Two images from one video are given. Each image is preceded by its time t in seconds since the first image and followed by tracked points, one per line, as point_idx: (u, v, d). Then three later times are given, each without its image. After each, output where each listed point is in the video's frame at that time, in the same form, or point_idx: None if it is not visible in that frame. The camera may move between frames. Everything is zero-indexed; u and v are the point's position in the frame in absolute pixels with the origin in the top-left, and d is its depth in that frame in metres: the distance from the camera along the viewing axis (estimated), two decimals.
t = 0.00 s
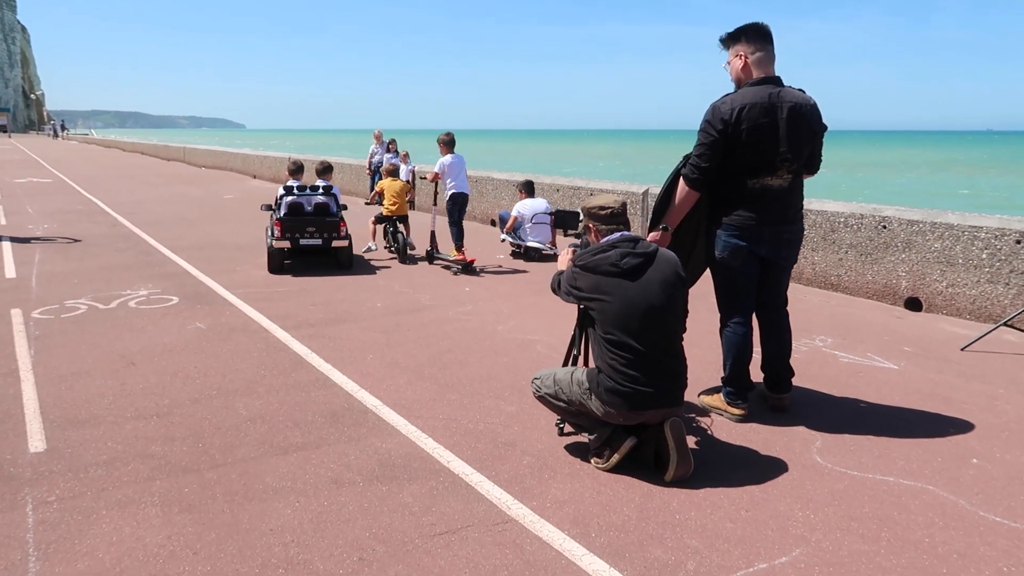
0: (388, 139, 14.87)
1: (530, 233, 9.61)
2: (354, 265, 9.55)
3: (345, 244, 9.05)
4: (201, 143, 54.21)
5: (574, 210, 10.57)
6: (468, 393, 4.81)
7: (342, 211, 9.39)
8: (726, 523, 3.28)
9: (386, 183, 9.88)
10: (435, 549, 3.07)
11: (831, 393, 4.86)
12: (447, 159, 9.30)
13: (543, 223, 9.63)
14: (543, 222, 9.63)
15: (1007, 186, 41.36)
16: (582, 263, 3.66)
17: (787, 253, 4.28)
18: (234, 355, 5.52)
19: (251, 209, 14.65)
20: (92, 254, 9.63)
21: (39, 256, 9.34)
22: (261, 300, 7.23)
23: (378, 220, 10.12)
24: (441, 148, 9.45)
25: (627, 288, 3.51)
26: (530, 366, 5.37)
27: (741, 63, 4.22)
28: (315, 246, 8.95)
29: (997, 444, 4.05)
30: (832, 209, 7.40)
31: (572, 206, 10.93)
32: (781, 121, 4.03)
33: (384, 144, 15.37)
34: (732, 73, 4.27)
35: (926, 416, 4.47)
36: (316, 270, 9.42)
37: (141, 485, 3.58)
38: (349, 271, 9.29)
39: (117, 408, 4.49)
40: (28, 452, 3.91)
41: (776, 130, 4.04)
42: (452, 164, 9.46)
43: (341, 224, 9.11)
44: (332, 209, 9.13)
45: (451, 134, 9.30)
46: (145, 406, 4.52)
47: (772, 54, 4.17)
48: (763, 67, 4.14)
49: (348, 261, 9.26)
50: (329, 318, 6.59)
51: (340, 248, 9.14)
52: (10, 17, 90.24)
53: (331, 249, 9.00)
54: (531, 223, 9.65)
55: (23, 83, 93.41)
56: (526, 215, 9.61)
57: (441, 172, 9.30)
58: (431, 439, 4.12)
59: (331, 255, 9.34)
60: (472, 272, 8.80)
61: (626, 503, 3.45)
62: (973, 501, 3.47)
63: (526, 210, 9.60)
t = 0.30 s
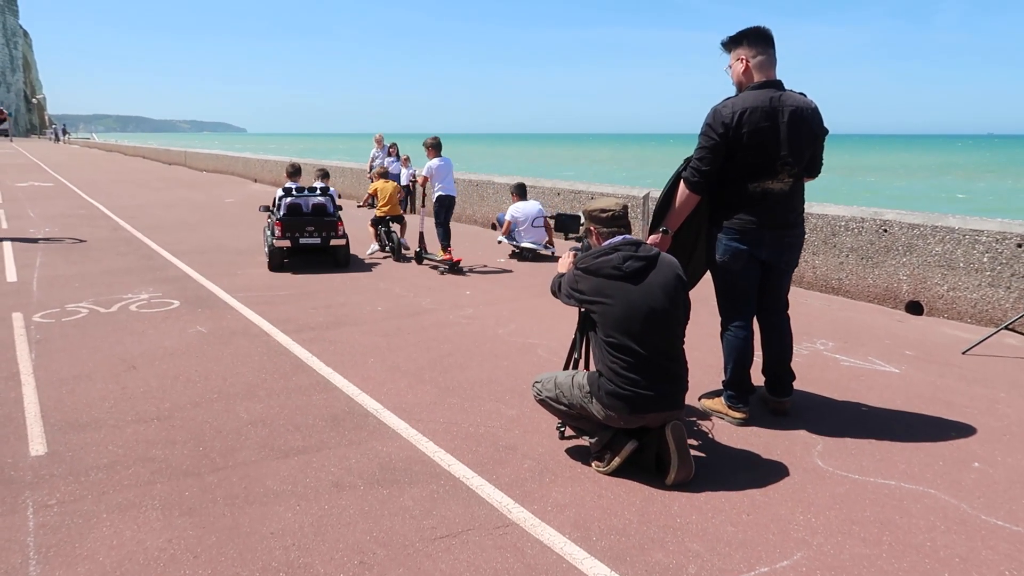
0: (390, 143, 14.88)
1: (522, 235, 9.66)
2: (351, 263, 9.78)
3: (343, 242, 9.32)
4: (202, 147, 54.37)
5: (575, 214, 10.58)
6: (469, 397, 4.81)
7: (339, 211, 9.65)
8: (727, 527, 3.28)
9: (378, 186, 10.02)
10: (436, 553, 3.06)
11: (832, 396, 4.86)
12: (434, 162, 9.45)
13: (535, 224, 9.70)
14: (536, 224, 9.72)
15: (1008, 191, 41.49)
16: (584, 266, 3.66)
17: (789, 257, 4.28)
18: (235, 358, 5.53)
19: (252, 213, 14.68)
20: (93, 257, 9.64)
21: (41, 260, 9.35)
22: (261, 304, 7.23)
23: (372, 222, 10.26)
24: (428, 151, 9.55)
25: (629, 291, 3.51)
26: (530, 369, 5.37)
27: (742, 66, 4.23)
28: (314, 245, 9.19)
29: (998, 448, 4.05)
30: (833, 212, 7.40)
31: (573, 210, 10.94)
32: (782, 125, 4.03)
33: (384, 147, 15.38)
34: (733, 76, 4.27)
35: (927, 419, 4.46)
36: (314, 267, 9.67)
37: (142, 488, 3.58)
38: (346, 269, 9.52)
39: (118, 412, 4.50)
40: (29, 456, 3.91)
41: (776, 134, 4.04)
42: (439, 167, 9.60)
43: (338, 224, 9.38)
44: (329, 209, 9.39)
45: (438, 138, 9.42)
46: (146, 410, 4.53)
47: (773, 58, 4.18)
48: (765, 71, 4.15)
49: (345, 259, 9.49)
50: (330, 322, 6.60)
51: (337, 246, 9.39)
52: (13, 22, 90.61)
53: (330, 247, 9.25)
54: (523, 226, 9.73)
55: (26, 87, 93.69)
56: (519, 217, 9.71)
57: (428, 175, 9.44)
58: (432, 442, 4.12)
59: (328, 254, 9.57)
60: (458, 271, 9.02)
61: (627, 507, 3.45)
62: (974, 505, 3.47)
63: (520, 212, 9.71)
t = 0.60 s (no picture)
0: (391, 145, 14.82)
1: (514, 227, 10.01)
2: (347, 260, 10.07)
3: (340, 240, 9.65)
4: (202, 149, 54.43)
5: (575, 216, 10.59)
6: (469, 399, 4.82)
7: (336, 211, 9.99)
8: (727, 529, 3.28)
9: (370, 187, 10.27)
10: (436, 555, 3.06)
11: (833, 399, 4.86)
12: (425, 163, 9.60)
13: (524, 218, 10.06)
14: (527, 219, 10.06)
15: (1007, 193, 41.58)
16: (586, 269, 3.66)
17: (789, 260, 4.29)
18: (235, 360, 5.53)
19: (252, 215, 14.69)
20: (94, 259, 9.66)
21: (41, 262, 9.36)
22: (262, 306, 7.24)
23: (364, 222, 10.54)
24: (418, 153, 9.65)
25: (631, 294, 3.51)
26: (531, 372, 5.37)
27: (742, 69, 4.24)
28: (312, 242, 9.51)
29: (998, 451, 4.05)
30: (833, 215, 7.41)
31: (573, 212, 10.94)
32: (782, 128, 4.04)
33: (384, 150, 15.40)
34: (734, 79, 4.28)
35: (927, 422, 4.46)
36: (312, 264, 9.98)
37: (143, 490, 3.59)
38: (342, 266, 9.81)
39: (118, 414, 4.50)
40: (30, 457, 3.92)
41: (776, 137, 4.05)
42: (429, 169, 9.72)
43: (334, 224, 9.74)
44: (327, 208, 9.74)
45: (427, 140, 9.51)
46: (146, 412, 4.53)
47: (773, 61, 4.19)
48: (765, 75, 4.15)
49: (341, 256, 9.80)
50: (330, 324, 6.60)
51: (334, 244, 9.69)
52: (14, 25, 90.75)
53: (327, 245, 9.58)
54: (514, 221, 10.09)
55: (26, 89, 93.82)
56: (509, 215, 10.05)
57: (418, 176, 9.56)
58: (432, 445, 4.13)
59: (325, 251, 9.87)
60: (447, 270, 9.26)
61: (628, 509, 3.45)
62: (975, 507, 3.47)
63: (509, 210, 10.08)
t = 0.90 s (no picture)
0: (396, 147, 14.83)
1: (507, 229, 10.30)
2: (347, 258, 10.34)
3: (341, 239, 9.93)
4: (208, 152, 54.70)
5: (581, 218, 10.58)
6: (475, 401, 4.82)
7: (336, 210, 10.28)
8: (735, 532, 3.27)
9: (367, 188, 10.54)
10: (443, 557, 3.06)
11: (840, 402, 4.84)
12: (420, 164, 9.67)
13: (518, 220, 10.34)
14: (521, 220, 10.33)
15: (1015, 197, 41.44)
16: (592, 271, 3.66)
17: (795, 262, 4.28)
18: (242, 362, 5.54)
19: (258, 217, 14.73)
20: (101, 261, 9.70)
21: (48, 264, 9.41)
22: (268, 308, 7.26)
23: (360, 221, 10.80)
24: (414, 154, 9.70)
25: (638, 296, 3.51)
26: (537, 374, 5.37)
27: (749, 71, 4.24)
28: (314, 241, 9.79)
29: (1007, 454, 4.03)
30: (840, 217, 7.40)
31: (579, 215, 10.94)
32: (790, 130, 4.04)
33: (390, 152, 15.43)
34: (741, 82, 4.28)
35: (935, 425, 4.44)
36: (313, 261, 10.27)
37: (150, 491, 3.59)
38: (343, 263, 10.12)
39: (125, 415, 4.51)
40: (38, 458, 3.93)
41: (783, 139, 4.05)
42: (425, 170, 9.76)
43: (336, 222, 10.00)
44: (328, 208, 10.03)
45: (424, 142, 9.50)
46: (154, 413, 4.54)
47: (780, 64, 4.18)
48: (771, 77, 4.15)
49: (342, 255, 10.09)
50: (336, 326, 6.61)
51: (335, 243, 9.98)
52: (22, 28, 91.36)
53: (329, 243, 9.86)
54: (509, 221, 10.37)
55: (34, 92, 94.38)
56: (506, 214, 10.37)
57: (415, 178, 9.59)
58: (438, 446, 4.12)
59: (326, 249, 10.14)
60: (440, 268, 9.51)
61: (635, 512, 3.44)
62: (983, 511, 3.45)
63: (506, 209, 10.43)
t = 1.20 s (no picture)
0: (399, 148, 14.84)
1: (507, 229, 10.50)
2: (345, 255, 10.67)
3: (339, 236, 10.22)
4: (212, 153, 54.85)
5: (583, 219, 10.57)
6: (478, 401, 4.82)
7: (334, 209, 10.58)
8: (737, 532, 3.27)
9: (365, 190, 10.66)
10: (446, 557, 3.06)
11: (843, 403, 4.83)
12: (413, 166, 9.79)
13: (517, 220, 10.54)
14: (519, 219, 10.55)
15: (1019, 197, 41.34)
16: (594, 271, 3.66)
17: (799, 262, 4.27)
18: (245, 363, 5.55)
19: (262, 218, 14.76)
20: (105, 262, 9.73)
21: (52, 265, 9.44)
22: (271, 309, 7.27)
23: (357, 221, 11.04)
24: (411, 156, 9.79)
25: (639, 296, 3.51)
26: (539, 374, 5.37)
27: (753, 72, 4.23)
28: (314, 238, 10.07)
29: (1011, 455, 4.02)
30: (843, 218, 7.38)
31: (582, 215, 10.93)
32: (793, 130, 4.04)
33: (393, 153, 15.44)
34: (744, 82, 4.27)
35: (939, 426, 4.43)
36: (311, 258, 10.55)
37: (153, 492, 3.60)
38: (340, 260, 10.40)
39: (129, 416, 4.52)
40: (41, 459, 3.94)
41: (787, 139, 4.04)
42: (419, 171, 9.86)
43: (334, 220, 10.29)
44: (326, 206, 10.32)
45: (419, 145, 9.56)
46: (157, 414, 4.55)
47: (784, 64, 4.17)
48: (774, 77, 4.14)
49: (339, 252, 10.38)
50: (339, 327, 6.62)
51: (333, 240, 10.27)
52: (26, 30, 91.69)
53: (327, 240, 10.14)
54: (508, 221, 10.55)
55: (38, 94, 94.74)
56: (506, 213, 10.54)
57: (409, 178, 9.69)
58: (441, 447, 4.12)
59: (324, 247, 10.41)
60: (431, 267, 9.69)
61: (637, 513, 3.44)
62: (987, 511, 3.44)
63: (505, 208, 10.60)
